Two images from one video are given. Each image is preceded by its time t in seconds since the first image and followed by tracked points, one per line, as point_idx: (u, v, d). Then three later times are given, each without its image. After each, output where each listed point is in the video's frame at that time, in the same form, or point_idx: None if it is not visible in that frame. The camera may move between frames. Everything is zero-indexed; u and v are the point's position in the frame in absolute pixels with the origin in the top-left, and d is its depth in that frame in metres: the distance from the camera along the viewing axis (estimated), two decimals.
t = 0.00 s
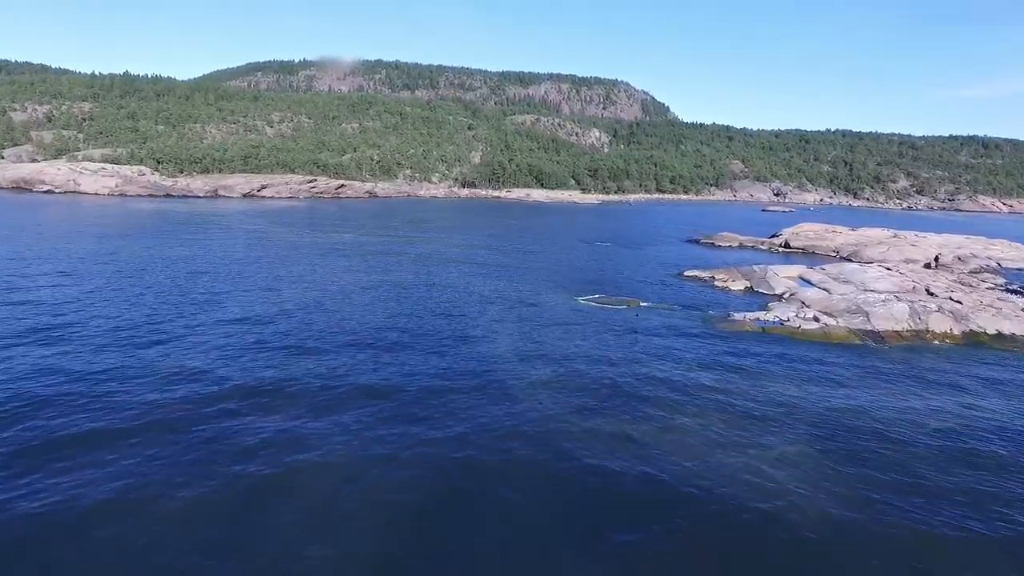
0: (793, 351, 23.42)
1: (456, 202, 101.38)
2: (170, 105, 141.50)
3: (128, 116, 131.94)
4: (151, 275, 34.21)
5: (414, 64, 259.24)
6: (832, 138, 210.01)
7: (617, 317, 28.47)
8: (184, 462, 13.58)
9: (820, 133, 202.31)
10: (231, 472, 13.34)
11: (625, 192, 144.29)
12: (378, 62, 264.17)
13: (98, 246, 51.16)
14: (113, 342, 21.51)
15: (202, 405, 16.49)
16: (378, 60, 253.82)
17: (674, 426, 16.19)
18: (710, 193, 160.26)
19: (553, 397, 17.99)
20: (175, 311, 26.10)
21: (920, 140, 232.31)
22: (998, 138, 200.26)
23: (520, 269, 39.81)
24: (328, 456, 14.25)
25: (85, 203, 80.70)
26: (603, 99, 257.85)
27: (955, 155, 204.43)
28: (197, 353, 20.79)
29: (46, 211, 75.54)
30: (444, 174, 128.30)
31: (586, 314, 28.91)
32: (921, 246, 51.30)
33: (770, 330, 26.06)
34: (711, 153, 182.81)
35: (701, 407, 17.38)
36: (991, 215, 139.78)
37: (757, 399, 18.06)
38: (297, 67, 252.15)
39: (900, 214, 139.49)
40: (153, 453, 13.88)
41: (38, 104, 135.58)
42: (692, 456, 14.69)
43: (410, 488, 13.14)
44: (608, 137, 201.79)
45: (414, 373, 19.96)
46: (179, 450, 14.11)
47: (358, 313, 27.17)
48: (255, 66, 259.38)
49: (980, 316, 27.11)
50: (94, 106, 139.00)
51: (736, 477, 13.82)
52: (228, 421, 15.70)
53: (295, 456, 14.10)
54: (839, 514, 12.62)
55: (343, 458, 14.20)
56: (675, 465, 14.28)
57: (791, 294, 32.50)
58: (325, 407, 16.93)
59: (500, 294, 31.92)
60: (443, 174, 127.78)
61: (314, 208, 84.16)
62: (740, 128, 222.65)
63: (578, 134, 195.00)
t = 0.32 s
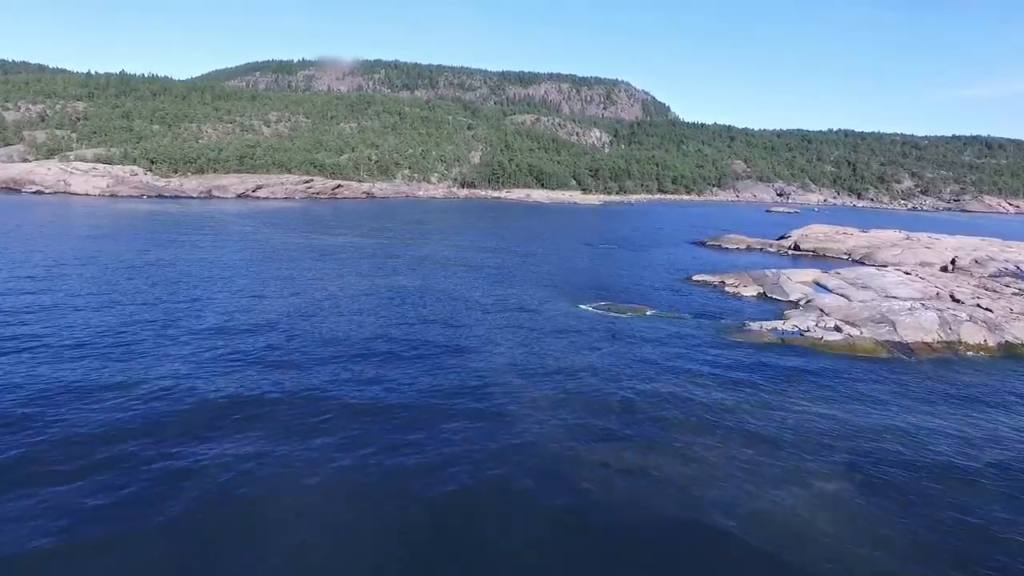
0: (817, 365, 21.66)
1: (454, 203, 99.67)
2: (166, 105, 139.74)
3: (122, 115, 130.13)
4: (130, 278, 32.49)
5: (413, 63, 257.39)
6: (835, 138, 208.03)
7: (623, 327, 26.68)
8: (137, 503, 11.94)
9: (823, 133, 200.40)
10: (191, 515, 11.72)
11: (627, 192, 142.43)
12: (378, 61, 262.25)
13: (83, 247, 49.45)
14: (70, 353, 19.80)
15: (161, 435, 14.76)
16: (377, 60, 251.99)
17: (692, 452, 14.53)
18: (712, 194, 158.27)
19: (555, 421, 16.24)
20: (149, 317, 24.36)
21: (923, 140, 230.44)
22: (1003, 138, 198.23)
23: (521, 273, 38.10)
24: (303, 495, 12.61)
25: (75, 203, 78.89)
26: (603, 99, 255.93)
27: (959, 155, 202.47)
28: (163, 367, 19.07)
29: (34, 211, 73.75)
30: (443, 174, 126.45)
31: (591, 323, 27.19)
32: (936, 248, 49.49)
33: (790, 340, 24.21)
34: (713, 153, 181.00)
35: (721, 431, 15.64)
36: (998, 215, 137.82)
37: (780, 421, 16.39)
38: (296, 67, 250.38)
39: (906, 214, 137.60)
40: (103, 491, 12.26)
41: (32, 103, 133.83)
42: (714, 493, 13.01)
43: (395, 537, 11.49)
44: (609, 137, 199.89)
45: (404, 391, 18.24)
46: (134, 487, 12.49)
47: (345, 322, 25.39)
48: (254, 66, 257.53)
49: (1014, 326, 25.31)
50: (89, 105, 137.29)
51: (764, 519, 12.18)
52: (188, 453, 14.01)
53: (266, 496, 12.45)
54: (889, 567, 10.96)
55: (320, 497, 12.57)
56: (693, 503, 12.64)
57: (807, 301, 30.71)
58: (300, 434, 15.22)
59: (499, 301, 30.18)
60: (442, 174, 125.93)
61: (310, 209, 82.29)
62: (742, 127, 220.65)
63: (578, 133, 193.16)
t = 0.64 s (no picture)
0: (841, 380, 19.90)
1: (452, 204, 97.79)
2: (162, 104, 137.99)
3: (117, 114, 128.38)
4: (108, 279, 30.79)
5: (412, 63, 255.61)
6: (838, 137, 206.29)
7: (630, 337, 24.99)
8: (73, 562, 10.39)
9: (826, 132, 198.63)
10: None
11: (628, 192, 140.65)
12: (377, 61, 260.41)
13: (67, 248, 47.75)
14: (24, 367, 18.21)
15: (116, 467, 13.24)
16: (376, 60, 250.18)
17: (707, 483, 13.07)
18: (715, 194, 156.37)
19: (556, 447, 14.69)
20: (120, 324, 22.73)
21: (926, 140, 228.78)
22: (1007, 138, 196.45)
23: (521, 278, 36.48)
24: (267, 547, 11.04)
25: (64, 204, 77.13)
26: (604, 98, 254.07)
27: (963, 155, 200.69)
28: (126, 383, 17.46)
29: (22, 211, 71.98)
30: (441, 174, 124.68)
31: (596, 333, 25.51)
32: (952, 251, 47.73)
33: (811, 352, 22.37)
34: (715, 152, 179.25)
35: (738, 458, 14.14)
36: (1004, 216, 135.99)
37: (802, 446, 14.92)
38: (295, 67, 248.62)
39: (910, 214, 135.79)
40: (33, 548, 10.69)
41: (25, 103, 132.12)
42: (736, 536, 11.44)
43: None
44: (609, 137, 198.07)
45: (391, 411, 16.62)
46: (74, 539, 10.96)
47: (331, 330, 23.73)
48: (252, 66, 255.75)
49: None
50: (83, 104, 135.61)
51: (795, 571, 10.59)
52: (144, 490, 12.50)
53: (224, 549, 10.93)
54: None
55: (287, 549, 11.00)
56: (715, 552, 11.04)
57: (825, 309, 28.94)
58: (273, 463, 13.72)
59: (497, 308, 28.57)
60: (441, 174, 124.14)
61: (304, 210, 80.53)
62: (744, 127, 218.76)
63: (579, 133, 191.41)
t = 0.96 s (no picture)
0: (870, 399, 18.22)
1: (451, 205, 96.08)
2: (157, 104, 136.22)
3: (112, 114, 126.57)
4: (84, 284, 29.15)
5: (411, 63, 253.65)
6: (840, 137, 204.37)
7: (638, 348, 23.24)
8: None
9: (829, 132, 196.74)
10: None
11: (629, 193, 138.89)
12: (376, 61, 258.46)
13: (50, 250, 46.06)
14: None
15: (63, 505, 11.70)
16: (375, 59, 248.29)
17: (732, 528, 11.52)
18: (717, 194, 154.54)
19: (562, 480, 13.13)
20: (91, 334, 21.11)
21: (928, 140, 227.05)
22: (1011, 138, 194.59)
23: (521, 283, 34.82)
24: None
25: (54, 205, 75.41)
26: (605, 98, 252.16)
27: (966, 154, 198.89)
28: (81, 401, 15.83)
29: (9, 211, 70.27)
30: (440, 174, 122.89)
31: (601, 343, 23.85)
32: (968, 254, 45.96)
33: (836, 367, 20.62)
34: (717, 152, 177.45)
35: (764, 495, 12.58)
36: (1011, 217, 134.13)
37: (832, 478, 13.37)
38: (293, 67, 246.74)
39: (915, 215, 133.97)
40: None
41: (19, 102, 130.35)
42: None
43: None
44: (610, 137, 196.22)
45: (377, 436, 15.01)
46: None
47: (317, 341, 22.10)
48: (250, 66, 253.97)
49: None
50: (78, 104, 133.78)
51: None
52: (90, 535, 10.94)
53: None
54: None
55: None
56: None
57: (844, 317, 27.22)
58: (238, 501, 12.13)
59: (495, 316, 26.92)
60: (440, 174, 122.34)
61: (300, 212, 78.77)
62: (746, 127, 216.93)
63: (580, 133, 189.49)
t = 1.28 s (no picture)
0: (908, 422, 16.54)
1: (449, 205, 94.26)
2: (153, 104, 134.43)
3: (106, 113, 124.70)
4: (58, 290, 27.46)
5: (410, 63, 251.61)
6: (843, 137, 202.49)
7: (648, 361, 21.55)
8: None
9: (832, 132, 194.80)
10: None
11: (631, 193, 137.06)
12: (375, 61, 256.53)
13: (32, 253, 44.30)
14: None
15: None
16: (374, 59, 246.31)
17: None
18: (719, 194, 152.62)
19: (568, 522, 11.59)
20: (58, 347, 19.53)
21: (931, 140, 225.17)
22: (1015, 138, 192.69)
23: (521, 289, 33.10)
24: None
25: (42, 205, 73.61)
26: (605, 98, 250.14)
27: (970, 154, 197.02)
28: (23, 427, 14.17)
29: None
30: (439, 175, 121.05)
31: (609, 356, 22.18)
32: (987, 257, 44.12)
33: (867, 385, 18.84)
34: (719, 153, 175.56)
35: (799, 543, 11.03)
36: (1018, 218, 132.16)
37: (873, 520, 11.73)
38: (291, 67, 244.65)
39: (920, 215, 132.15)
40: None
41: (12, 101, 128.54)
42: None
43: None
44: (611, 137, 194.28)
45: (362, 465, 13.44)
46: None
47: (304, 354, 20.51)
48: (248, 66, 252.12)
49: None
50: (72, 103, 131.96)
51: None
52: None
53: None
54: None
55: None
56: None
57: (868, 328, 25.44)
58: (200, 547, 10.62)
59: (494, 326, 25.23)
60: (439, 175, 120.46)
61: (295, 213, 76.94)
62: (748, 128, 215.04)
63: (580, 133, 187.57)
